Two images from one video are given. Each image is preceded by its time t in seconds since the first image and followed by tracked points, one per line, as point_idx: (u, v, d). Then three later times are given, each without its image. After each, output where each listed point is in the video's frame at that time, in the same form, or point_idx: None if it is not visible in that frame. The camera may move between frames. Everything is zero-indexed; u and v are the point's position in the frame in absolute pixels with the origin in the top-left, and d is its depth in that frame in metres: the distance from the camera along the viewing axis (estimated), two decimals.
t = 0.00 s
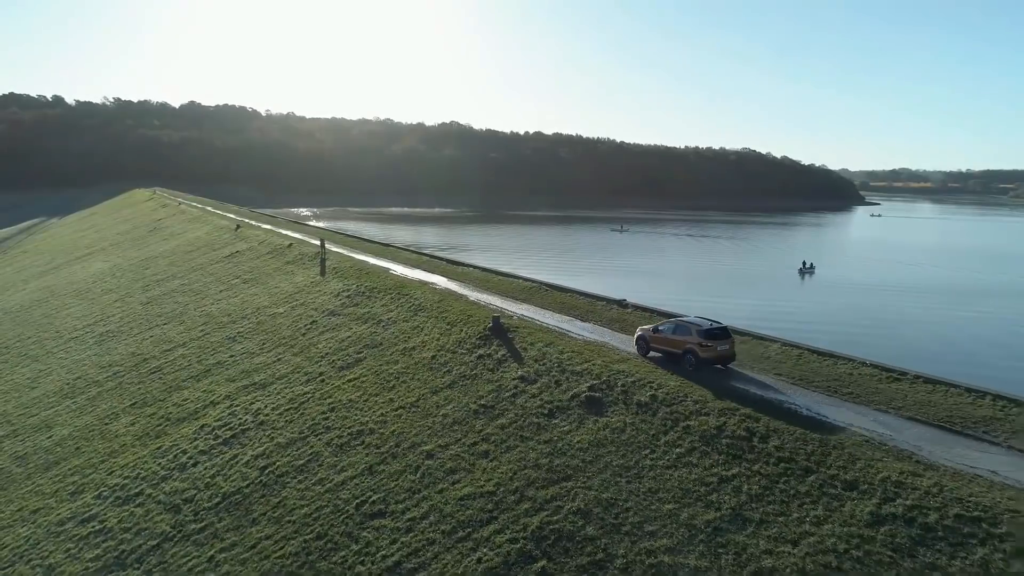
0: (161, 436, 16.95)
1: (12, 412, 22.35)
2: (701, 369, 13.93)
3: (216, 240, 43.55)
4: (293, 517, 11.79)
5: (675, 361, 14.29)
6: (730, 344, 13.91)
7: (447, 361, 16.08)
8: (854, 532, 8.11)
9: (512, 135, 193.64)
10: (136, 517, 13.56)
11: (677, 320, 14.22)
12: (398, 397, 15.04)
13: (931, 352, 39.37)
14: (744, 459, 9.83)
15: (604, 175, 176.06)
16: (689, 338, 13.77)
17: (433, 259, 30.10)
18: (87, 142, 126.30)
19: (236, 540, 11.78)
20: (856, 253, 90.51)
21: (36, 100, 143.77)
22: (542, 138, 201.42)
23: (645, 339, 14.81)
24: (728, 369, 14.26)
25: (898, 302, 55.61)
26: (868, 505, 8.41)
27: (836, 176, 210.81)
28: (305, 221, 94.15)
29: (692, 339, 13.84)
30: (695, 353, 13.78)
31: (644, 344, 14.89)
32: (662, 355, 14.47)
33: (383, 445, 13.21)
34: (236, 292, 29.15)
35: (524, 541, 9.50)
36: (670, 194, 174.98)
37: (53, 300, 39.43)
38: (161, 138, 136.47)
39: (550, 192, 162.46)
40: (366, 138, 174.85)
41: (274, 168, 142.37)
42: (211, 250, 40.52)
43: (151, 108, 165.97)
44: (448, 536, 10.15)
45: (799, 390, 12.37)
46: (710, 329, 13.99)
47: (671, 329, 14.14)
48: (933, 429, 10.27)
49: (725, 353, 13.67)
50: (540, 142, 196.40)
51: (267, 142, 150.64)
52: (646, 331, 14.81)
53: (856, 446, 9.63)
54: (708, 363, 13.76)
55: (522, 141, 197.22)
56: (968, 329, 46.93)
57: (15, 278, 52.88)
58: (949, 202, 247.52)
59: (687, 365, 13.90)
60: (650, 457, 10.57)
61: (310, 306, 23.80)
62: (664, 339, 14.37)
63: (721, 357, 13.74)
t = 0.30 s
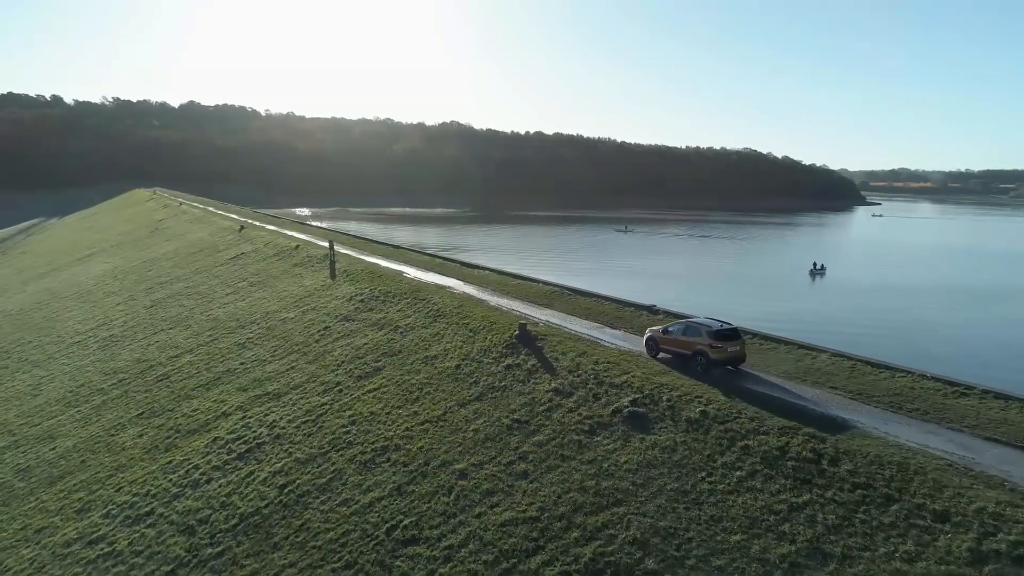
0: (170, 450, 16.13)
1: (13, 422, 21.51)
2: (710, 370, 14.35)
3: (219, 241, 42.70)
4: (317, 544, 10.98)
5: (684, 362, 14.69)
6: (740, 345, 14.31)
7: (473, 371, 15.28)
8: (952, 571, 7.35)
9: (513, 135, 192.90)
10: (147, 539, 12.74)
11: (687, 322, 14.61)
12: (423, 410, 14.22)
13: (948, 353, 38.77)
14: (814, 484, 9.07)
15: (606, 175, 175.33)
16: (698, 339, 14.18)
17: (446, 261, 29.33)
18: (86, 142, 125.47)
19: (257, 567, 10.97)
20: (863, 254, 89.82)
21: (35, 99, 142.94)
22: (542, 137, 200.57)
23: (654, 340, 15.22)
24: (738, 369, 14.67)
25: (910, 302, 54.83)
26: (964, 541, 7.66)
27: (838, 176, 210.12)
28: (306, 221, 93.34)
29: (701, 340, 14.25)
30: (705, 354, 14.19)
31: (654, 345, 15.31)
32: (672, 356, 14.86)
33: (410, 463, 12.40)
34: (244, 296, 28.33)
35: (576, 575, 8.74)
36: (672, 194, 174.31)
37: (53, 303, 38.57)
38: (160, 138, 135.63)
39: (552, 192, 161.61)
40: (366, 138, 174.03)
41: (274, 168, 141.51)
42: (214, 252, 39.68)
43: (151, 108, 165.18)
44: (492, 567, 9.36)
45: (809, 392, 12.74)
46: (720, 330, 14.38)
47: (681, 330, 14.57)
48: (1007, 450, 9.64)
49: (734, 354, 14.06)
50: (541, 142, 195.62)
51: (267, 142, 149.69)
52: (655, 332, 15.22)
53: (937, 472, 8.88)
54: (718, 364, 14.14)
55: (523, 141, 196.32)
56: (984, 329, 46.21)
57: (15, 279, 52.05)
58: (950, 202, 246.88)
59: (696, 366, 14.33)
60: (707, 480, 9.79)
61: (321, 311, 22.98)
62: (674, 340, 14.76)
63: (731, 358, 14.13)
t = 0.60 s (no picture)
0: (175, 464, 15.40)
1: (9, 431, 20.71)
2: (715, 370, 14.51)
3: (219, 242, 41.88)
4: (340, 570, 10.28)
5: (689, 362, 14.88)
6: (744, 345, 14.47)
7: (495, 381, 14.57)
8: None
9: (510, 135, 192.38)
10: (153, 561, 12.00)
11: (693, 322, 14.76)
12: (444, 422, 13.52)
13: (959, 354, 38.24)
14: (882, 509, 8.43)
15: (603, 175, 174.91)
16: (704, 339, 14.33)
17: (455, 264, 28.63)
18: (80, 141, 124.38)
19: None
20: (863, 254, 89.50)
21: (29, 99, 141.74)
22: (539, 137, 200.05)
23: (659, 340, 15.42)
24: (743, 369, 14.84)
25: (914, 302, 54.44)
26: None
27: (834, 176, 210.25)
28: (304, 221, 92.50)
29: (707, 340, 14.41)
30: (711, 354, 14.33)
31: (659, 345, 15.51)
32: (676, 355, 15.05)
33: (434, 480, 11.70)
34: (247, 299, 27.59)
35: None
36: (669, 194, 174.05)
37: (49, 306, 37.70)
38: (155, 138, 134.60)
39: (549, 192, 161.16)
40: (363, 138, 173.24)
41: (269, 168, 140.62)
42: (214, 253, 38.88)
43: (146, 107, 164.00)
44: None
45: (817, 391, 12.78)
46: (725, 330, 14.55)
47: (686, 330, 14.74)
48: None
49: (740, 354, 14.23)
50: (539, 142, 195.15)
51: (264, 142, 148.70)
52: (660, 332, 15.44)
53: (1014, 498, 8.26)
54: (723, 364, 14.29)
55: (520, 140, 195.74)
56: (992, 329, 45.74)
57: (10, 280, 51.12)
58: (945, 202, 247.34)
59: (702, 365, 14.51)
60: (762, 503, 9.11)
61: (328, 316, 22.25)
62: (679, 340, 14.96)
63: (735, 358, 14.29)
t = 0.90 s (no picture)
0: (178, 482, 14.54)
1: None
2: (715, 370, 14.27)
3: (213, 244, 40.86)
4: None
5: (688, 362, 14.67)
6: (744, 345, 14.23)
7: (518, 391, 13.85)
8: None
9: (501, 135, 191.70)
10: None
11: (691, 323, 14.50)
12: (467, 437, 12.76)
13: (965, 354, 37.90)
14: (967, 542, 7.74)
15: (594, 174, 174.53)
16: (704, 340, 14.08)
17: (461, 266, 27.82)
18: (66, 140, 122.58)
19: None
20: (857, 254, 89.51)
21: (14, 98, 139.64)
22: (530, 137, 199.44)
23: (657, 341, 15.21)
24: (743, 368, 14.62)
25: (911, 301, 54.20)
26: None
27: (824, 177, 211.08)
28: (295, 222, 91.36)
29: (706, 341, 14.16)
30: (711, 355, 14.09)
31: (657, 345, 15.32)
32: (676, 356, 14.87)
33: (462, 502, 10.92)
34: (245, 303, 26.71)
35: None
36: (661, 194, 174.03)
37: (37, 309, 36.59)
38: (143, 136, 132.87)
39: (540, 191, 160.50)
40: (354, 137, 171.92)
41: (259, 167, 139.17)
42: (208, 255, 37.87)
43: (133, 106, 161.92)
44: None
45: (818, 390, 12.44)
46: (725, 330, 14.30)
47: (685, 331, 14.51)
48: None
49: (741, 354, 14.00)
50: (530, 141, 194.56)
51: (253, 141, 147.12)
52: (659, 333, 15.24)
53: None
54: (723, 364, 14.05)
55: (511, 140, 195.03)
56: (993, 328, 45.52)
57: None
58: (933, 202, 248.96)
59: (702, 366, 14.30)
60: (831, 532, 8.39)
61: (332, 321, 21.41)
62: (678, 341, 14.75)
63: (736, 358, 14.03)
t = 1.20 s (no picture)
0: (174, 500, 13.73)
1: None
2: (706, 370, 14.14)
3: (198, 246, 39.80)
4: None
5: (682, 361, 14.52)
6: (737, 345, 14.05)
7: (534, 402, 13.24)
8: None
9: (487, 135, 191.10)
10: None
11: (684, 321, 14.37)
12: (484, 452, 12.10)
13: (959, 354, 37.90)
14: None
15: (580, 174, 174.40)
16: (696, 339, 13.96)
17: (459, 268, 27.12)
18: (44, 139, 120.23)
19: None
20: (844, 253, 89.89)
21: None
22: (516, 136, 199.03)
23: (650, 339, 15.09)
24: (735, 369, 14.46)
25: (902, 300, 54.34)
26: None
27: (807, 177, 212.65)
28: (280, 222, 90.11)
29: (699, 340, 14.05)
30: (703, 354, 13.94)
31: (650, 344, 15.17)
32: (669, 355, 14.71)
33: (484, 524, 10.26)
34: (237, 307, 25.85)
35: None
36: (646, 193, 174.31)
37: (17, 313, 35.41)
38: (123, 135, 130.65)
39: (527, 190, 160.10)
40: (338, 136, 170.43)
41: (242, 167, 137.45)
42: (195, 257, 36.84)
43: (112, 104, 159.29)
44: None
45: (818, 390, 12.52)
46: (718, 330, 14.15)
47: (678, 330, 14.39)
48: None
49: (732, 355, 13.77)
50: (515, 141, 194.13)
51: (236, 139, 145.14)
52: (652, 331, 15.12)
53: None
54: (715, 364, 13.89)
55: (497, 140, 194.52)
56: (984, 327, 45.67)
57: None
58: (913, 202, 251.72)
59: (694, 365, 14.13)
60: (892, 559, 7.85)
61: (330, 327, 20.62)
62: (671, 340, 14.62)
63: (728, 357, 13.83)
